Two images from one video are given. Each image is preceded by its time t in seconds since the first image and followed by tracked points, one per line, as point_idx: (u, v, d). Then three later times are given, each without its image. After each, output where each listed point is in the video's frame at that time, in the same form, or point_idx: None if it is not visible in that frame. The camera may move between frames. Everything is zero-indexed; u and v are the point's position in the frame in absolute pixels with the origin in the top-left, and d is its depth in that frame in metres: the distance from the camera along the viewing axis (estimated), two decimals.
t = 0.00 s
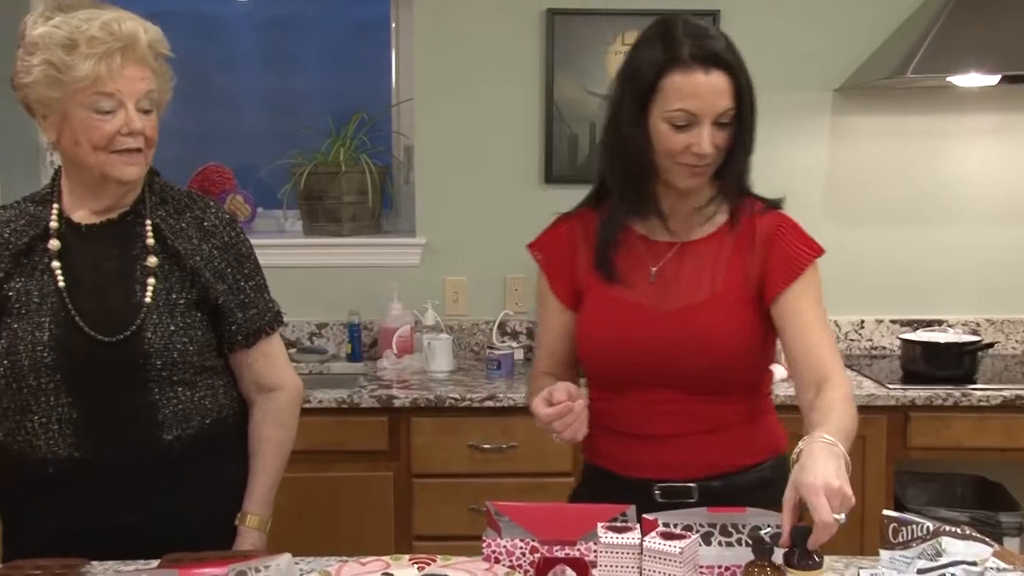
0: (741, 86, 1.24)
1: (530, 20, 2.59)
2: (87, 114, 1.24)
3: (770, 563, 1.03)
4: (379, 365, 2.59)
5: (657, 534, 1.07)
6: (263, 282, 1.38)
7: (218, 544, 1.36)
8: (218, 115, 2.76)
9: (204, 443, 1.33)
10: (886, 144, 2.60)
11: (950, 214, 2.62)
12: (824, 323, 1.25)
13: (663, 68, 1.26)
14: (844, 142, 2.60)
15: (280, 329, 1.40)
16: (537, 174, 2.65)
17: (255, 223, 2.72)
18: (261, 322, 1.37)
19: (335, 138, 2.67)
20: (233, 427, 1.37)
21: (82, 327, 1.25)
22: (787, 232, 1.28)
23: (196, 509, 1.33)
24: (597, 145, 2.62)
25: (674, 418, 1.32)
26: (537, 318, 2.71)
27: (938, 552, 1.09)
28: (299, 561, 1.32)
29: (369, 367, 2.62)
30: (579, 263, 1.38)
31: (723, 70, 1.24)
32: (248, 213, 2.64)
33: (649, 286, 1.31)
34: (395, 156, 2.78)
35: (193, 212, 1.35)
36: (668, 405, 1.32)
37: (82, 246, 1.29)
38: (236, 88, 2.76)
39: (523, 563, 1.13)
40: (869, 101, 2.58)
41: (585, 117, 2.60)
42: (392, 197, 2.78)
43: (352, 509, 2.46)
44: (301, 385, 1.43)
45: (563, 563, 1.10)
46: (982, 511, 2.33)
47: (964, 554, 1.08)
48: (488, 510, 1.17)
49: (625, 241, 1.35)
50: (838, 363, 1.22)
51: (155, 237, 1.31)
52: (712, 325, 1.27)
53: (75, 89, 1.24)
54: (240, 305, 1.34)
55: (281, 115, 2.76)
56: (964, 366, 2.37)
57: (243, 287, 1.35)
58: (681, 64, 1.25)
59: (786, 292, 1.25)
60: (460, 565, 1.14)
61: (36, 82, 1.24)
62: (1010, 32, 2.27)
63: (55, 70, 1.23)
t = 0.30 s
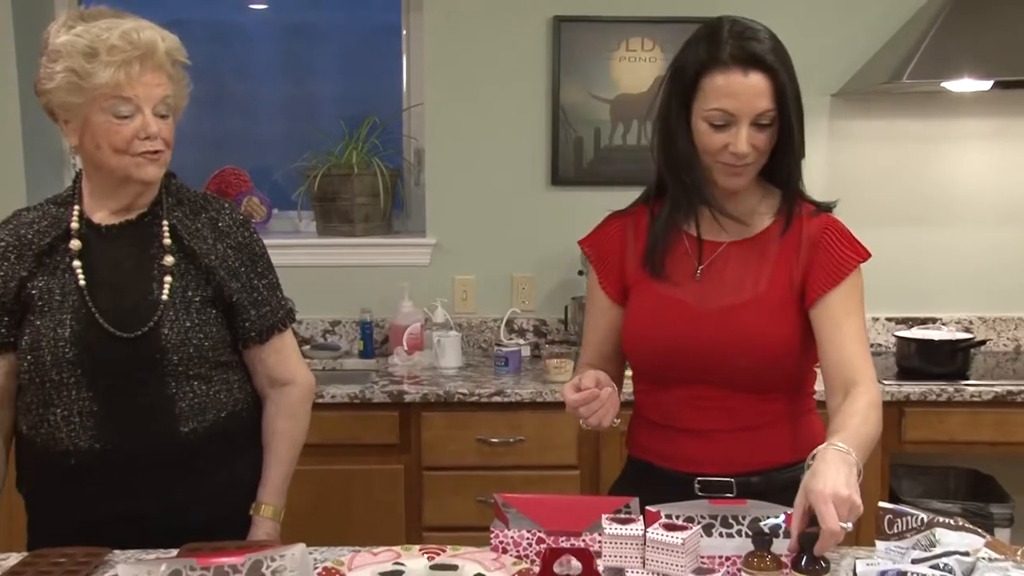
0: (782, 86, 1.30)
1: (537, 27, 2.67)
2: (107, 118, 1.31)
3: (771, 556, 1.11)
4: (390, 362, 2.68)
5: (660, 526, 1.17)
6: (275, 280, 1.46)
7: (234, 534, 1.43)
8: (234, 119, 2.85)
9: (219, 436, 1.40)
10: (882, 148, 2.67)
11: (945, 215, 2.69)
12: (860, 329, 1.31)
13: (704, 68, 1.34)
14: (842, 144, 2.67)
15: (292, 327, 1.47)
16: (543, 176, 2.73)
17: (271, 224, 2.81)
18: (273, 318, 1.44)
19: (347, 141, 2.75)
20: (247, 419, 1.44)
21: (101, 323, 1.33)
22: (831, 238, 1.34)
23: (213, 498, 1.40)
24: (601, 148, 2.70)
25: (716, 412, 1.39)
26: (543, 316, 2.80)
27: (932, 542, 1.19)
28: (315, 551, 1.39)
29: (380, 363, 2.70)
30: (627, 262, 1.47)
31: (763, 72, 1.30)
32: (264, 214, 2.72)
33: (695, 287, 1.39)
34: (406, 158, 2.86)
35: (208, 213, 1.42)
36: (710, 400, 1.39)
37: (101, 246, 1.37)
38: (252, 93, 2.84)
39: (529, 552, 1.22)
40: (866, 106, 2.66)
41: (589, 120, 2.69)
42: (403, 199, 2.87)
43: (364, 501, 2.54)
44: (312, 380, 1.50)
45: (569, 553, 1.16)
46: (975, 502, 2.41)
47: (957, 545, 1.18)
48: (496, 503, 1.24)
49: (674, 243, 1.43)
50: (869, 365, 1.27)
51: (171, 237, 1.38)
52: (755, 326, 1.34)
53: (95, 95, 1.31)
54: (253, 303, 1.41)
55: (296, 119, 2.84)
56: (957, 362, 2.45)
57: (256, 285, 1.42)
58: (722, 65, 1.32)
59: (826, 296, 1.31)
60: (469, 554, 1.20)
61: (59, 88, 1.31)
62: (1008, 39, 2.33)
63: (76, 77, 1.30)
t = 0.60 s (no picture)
0: (784, 96, 1.34)
1: (542, 38, 2.79)
2: (134, 126, 1.42)
3: (767, 544, 1.13)
4: (402, 358, 2.80)
5: (661, 516, 1.15)
6: (293, 280, 1.58)
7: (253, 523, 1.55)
8: (253, 127, 2.98)
9: (239, 427, 1.51)
10: (873, 154, 2.78)
11: (934, 218, 2.80)
12: (864, 331, 1.36)
13: (709, 79, 1.38)
14: (834, 151, 2.79)
15: (308, 324, 1.60)
16: (549, 180, 2.85)
17: (289, 227, 2.94)
18: (290, 316, 1.55)
19: (362, 147, 2.88)
20: (266, 412, 1.56)
21: (128, 321, 1.44)
22: (839, 242, 1.38)
23: (233, 486, 1.52)
24: (604, 154, 2.82)
25: (724, 408, 1.44)
26: (549, 315, 2.92)
27: (921, 531, 1.26)
28: (328, 540, 1.46)
29: (392, 360, 2.83)
30: (639, 262, 1.53)
31: (763, 84, 1.34)
32: (282, 217, 2.85)
33: (705, 286, 1.43)
34: (417, 163, 2.98)
35: (228, 216, 1.54)
36: (718, 396, 1.44)
37: (127, 248, 1.48)
38: (271, 102, 2.97)
39: (535, 541, 1.24)
40: (858, 114, 2.77)
41: (593, 127, 2.80)
42: (415, 202, 2.99)
43: (378, 492, 2.66)
44: (327, 375, 1.62)
45: (573, 542, 1.20)
46: (961, 493, 2.52)
47: (945, 534, 1.25)
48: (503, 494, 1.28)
49: (684, 243, 1.47)
50: (874, 365, 1.32)
51: (194, 239, 1.50)
52: (763, 325, 1.38)
53: (123, 104, 1.42)
54: (272, 301, 1.53)
55: (313, 127, 2.97)
56: (944, 360, 2.56)
57: (275, 285, 1.54)
58: (725, 77, 1.37)
59: (833, 297, 1.36)
60: (477, 544, 1.24)
61: (90, 97, 1.42)
62: (994, 51, 2.38)
63: (105, 87, 1.41)
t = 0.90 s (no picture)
0: (782, 105, 1.41)
1: (549, 48, 2.91)
2: (163, 135, 1.52)
3: (765, 532, 1.19)
4: (414, 354, 2.92)
5: (663, 505, 1.21)
6: (311, 280, 1.69)
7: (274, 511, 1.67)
8: (273, 133, 3.11)
9: (260, 421, 1.63)
10: (866, 158, 2.89)
11: (924, 220, 2.91)
12: (855, 330, 1.45)
13: (710, 88, 1.46)
14: (829, 156, 2.90)
15: (326, 322, 1.71)
16: (555, 184, 2.97)
17: (306, 228, 3.07)
18: (308, 314, 1.66)
19: (376, 152, 3.01)
20: (286, 405, 1.67)
21: (155, 320, 1.55)
22: (831, 244, 1.47)
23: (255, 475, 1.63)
24: (608, 159, 2.94)
25: (720, 403, 1.54)
26: (555, 313, 3.04)
27: (911, 520, 1.35)
28: (345, 528, 1.55)
29: (405, 356, 2.95)
30: (641, 264, 1.62)
31: (763, 93, 1.41)
32: (300, 219, 2.97)
33: (704, 287, 1.52)
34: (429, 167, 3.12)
35: (250, 218, 1.65)
36: (716, 390, 1.54)
37: (154, 248, 1.60)
38: (290, 109, 3.10)
39: (542, 528, 1.30)
40: (851, 120, 2.88)
41: (597, 133, 2.92)
42: (427, 205, 3.12)
43: (392, 482, 2.78)
44: (344, 370, 1.73)
45: (579, 531, 1.23)
46: (950, 484, 2.63)
47: (934, 522, 1.33)
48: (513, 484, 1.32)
49: (684, 246, 1.57)
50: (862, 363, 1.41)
51: (217, 241, 1.60)
52: (759, 323, 1.48)
53: (151, 113, 1.51)
54: (292, 300, 1.64)
55: (329, 132, 3.10)
56: (933, 356, 2.67)
57: (294, 284, 1.65)
58: (725, 87, 1.44)
59: (827, 298, 1.45)
60: (487, 532, 1.33)
61: (120, 106, 1.52)
62: (982, 61, 2.48)
63: (135, 97, 1.50)
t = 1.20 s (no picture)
0: (765, 88, 1.47)
1: (556, 43, 3.02)
2: (186, 129, 1.61)
3: (764, 507, 1.24)
4: (426, 337, 3.04)
5: (664, 482, 1.28)
6: (329, 266, 1.79)
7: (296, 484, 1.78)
8: (290, 125, 3.24)
9: (281, 401, 1.73)
10: (861, 149, 3.00)
11: (916, 209, 3.02)
12: (850, 317, 1.49)
13: (702, 74, 1.53)
14: (825, 148, 3.00)
15: (344, 306, 1.81)
16: (561, 174, 3.09)
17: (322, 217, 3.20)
18: (327, 299, 1.77)
19: (389, 143, 3.13)
20: (306, 384, 1.78)
21: (182, 305, 1.66)
22: (827, 232, 1.52)
23: (277, 450, 1.74)
24: (613, 150, 3.05)
25: (720, 386, 1.59)
26: (561, 298, 3.15)
27: (903, 496, 1.39)
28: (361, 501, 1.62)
29: (417, 339, 3.06)
30: (644, 251, 1.68)
31: (748, 77, 1.48)
32: (316, 207, 3.09)
33: (705, 274, 1.58)
34: (439, 157, 3.24)
35: (270, 207, 1.76)
36: (716, 373, 1.59)
37: (179, 236, 1.70)
38: (307, 102, 3.23)
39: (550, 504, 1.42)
40: (848, 113, 2.98)
41: (602, 125, 3.03)
42: (438, 194, 3.25)
43: (405, 459, 2.90)
44: (361, 352, 1.84)
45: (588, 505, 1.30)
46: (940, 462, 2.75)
47: (925, 498, 1.40)
48: (522, 462, 1.43)
49: (687, 234, 1.62)
50: (856, 347, 1.46)
51: (239, 229, 1.71)
52: (756, 308, 1.53)
53: (176, 107, 1.60)
54: (310, 285, 1.75)
55: (344, 124, 3.23)
56: (925, 339, 2.78)
57: (313, 269, 1.76)
58: (714, 71, 1.51)
59: (821, 285, 1.50)
60: (496, 507, 1.45)
61: (147, 100, 1.61)
62: (973, 55, 2.58)
63: (161, 93, 1.59)
